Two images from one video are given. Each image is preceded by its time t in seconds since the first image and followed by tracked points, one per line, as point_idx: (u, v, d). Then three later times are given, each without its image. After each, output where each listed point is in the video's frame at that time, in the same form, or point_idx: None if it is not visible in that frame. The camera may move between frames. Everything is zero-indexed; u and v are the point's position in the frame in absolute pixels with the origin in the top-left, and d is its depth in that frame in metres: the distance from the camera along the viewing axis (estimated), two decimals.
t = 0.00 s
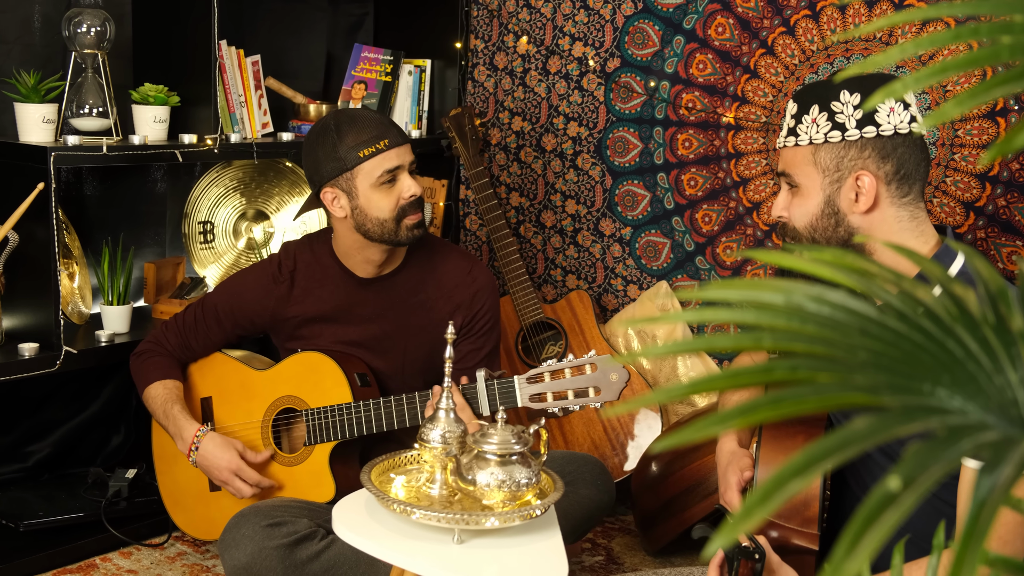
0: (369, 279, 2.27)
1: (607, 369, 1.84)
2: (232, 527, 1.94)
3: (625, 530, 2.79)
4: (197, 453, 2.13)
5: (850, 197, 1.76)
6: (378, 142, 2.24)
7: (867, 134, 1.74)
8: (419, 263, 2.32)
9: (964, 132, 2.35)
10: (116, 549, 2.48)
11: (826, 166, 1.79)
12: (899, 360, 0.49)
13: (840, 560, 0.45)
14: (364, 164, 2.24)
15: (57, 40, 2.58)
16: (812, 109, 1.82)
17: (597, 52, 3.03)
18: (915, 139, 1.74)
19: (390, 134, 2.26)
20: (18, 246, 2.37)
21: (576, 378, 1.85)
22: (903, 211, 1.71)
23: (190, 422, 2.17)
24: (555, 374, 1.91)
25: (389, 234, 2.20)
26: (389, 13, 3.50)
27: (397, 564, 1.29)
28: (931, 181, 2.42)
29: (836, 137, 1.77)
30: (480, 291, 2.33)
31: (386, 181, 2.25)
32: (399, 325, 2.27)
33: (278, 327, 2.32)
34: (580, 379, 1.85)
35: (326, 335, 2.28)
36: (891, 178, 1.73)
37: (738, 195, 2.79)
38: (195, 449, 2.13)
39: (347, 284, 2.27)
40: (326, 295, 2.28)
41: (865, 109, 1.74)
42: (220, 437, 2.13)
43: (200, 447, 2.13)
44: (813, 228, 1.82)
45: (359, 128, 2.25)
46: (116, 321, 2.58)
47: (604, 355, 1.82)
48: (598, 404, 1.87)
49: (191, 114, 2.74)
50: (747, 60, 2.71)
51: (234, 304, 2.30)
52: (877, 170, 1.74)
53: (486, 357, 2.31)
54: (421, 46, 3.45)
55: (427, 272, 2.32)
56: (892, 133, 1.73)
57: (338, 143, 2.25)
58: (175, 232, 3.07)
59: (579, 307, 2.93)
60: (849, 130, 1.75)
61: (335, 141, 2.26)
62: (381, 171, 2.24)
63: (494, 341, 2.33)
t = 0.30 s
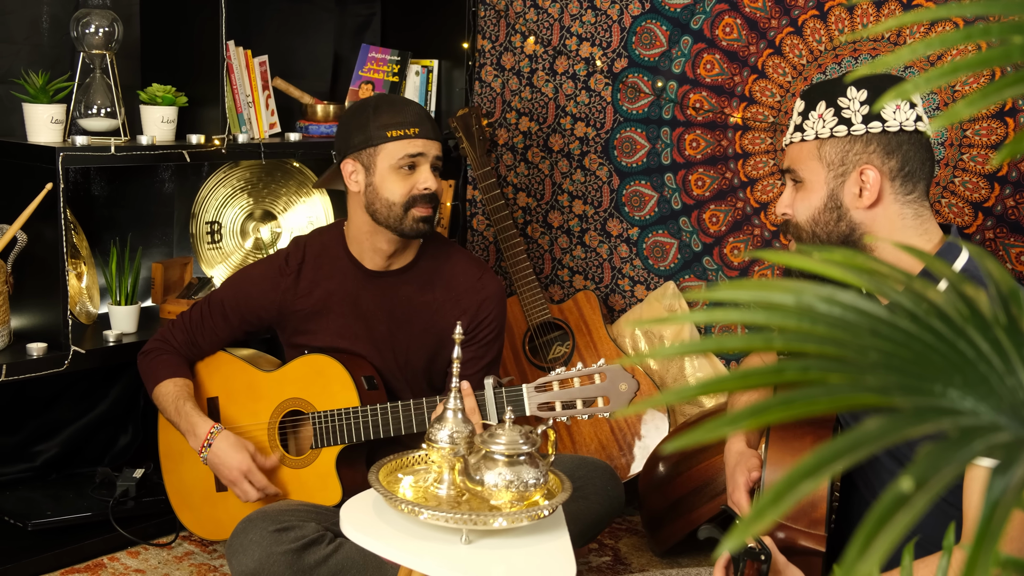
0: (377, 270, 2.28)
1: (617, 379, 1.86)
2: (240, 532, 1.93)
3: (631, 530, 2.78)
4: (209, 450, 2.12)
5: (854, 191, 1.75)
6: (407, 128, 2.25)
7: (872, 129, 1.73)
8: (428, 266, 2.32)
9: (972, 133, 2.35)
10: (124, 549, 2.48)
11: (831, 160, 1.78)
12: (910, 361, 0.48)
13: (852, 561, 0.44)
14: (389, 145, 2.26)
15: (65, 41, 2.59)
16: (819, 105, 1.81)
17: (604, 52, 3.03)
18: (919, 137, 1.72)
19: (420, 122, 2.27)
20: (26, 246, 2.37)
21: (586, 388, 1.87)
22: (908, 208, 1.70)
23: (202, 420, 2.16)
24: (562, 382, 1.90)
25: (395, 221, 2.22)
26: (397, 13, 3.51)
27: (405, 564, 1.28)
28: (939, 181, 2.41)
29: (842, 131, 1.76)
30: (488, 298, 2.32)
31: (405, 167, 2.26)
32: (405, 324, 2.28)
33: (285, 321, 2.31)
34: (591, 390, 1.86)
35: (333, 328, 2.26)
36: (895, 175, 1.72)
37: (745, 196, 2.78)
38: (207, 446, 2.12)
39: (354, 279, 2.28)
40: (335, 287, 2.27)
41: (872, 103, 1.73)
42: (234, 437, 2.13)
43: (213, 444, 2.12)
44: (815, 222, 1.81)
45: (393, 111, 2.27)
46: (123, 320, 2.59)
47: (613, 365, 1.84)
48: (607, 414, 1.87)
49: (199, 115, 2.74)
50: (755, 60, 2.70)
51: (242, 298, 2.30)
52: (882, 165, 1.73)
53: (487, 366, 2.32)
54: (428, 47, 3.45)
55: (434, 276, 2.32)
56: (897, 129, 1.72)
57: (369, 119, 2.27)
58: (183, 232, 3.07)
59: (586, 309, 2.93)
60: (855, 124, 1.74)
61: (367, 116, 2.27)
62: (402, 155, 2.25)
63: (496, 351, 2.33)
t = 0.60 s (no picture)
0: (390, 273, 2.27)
1: (629, 381, 1.87)
2: (248, 527, 1.94)
3: (638, 531, 2.78)
4: (223, 440, 2.12)
5: (861, 194, 1.74)
6: (419, 147, 2.20)
7: (879, 132, 1.72)
8: (440, 271, 2.31)
9: (980, 133, 2.34)
10: (131, 549, 2.49)
11: (837, 164, 1.77)
12: (924, 361, 0.47)
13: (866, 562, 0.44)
14: (400, 159, 2.22)
15: (73, 41, 2.59)
16: (825, 108, 1.80)
17: (611, 53, 3.03)
18: (927, 139, 1.72)
19: (435, 143, 2.20)
20: (34, 246, 2.38)
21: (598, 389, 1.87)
22: (916, 210, 1.69)
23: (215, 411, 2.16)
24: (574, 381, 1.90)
25: (392, 235, 2.19)
26: (405, 12, 3.49)
27: (413, 564, 1.28)
28: (946, 181, 2.39)
29: (848, 134, 1.75)
30: (501, 302, 2.32)
31: (411, 185, 2.22)
32: (418, 325, 2.27)
33: (298, 321, 2.32)
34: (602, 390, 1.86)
35: (345, 327, 2.27)
36: (902, 177, 1.72)
37: (752, 196, 2.78)
38: (222, 436, 2.12)
39: (367, 283, 2.28)
40: (348, 289, 2.28)
41: (877, 105, 1.72)
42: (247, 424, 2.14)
43: (226, 434, 2.12)
44: (823, 227, 1.79)
45: (413, 126, 2.22)
46: (131, 321, 2.59)
47: (625, 368, 1.84)
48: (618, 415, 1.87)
49: (206, 115, 2.75)
50: (762, 60, 2.70)
51: (256, 296, 2.30)
52: (888, 167, 1.72)
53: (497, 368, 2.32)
54: (435, 47, 3.44)
55: (448, 279, 2.31)
56: (904, 131, 1.72)
57: (387, 130, 2.24)
58: (190, 232, 3.08)
59: (592, 308, 2.91)
60: (861, 127, 1.73)
61: (387, 126, 2.24)
62: (408, 173, 2.21)
63: (506, 354, 2.33)
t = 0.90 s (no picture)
0: (405, 272, 2.28)
1: (640, 385, 1.84)
2: (257, 526, 1.94)
3: (646, 532, 2.77)
4: (228, 439, 2.12)
5: (871, 197, 1.72)
6: (445, 148, 2.19)
7: (887, 135, 1.72)
8: (456, 272, 2.32)
9: (989, 134, 2.32)
10: (139, 549, 2.49)
11: (846, 167, 1.77)
12: (943, 363, 0.45)
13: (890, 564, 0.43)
14: (424, 159, 2.22)
15: (81, 42, 2.60)
16: (834, 110, 1.80)
17: (618, 53, 3.02)
18: (936, 142, 1.71)
19: (462, 147, 2.19)
20: (43, 246, 2.38)
21: (608, 392, 1.85)
22: (925, 213, 1.68)
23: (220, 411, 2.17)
24: (584, 382, 1.90)
25: (410, 233, 2.19)
26: (411, 13, 3.50)
27: (422, 564, 1.28)
28: (956, 182, 2.38)
29: (857, 137, 1.74)
30: (513, 305, 2.32)
31: (433, 186, 2.22)
32: (429, 327, 2.27)
33: (310, 319, 2.31)
34: (613, 393, 1.85)
35: (357, 326, 2.26)
36: (912, 180, 1.70)
37: (760, 196, 2.77)
38: (227, 436, 2.12)
39: (381, 282, 2.28)
40: (362, 287, 2.28)
41: (887, 108, 1.71)
42: (250, 420, 2.13)
43: (230, 433, 2.12)
44: (832, 229, 1.79)
45: (441, 128, 2.21)
46: (139, 321, 2.59)
47: (637, 371, 1.83)
48: (628, 417, 1.87)
49: (213, 116, 2.75)
50: (770, 61, 2.69)
51: (268, 295, 2.29)
52: (897, 171, 1.71)
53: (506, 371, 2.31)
54: (442, 48, 3.44)
55: (462, 282, 2.32)
56: (913, 134, 1.71)
57: (415, 128, 2.23)
58: (197, 232, 3.08)
59: (599, 308, 2.90)
60: (870, 130, 1.73)
61: (415, 126, 2.24)
62: (431, 174, 2.21)
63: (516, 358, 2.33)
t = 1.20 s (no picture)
0: (413, 274, 2.27)
1: (650, 384, 1.84)
2: (265, 525, 1.95)
3: (652, 533, 2.76)
4: (240, 437, 2.11)
5: (885, 194, 1.71)
6: (450, 148, 2.19)
7: (898, 132, 1.71)
8: (462, 273, 2.32)
9: (997, 134, 2.31)
10: (146, 549, 2.49)
11: (858, 165, 1.75)
12: (961, 364, 0.43)
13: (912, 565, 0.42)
14: (430, 161, 2.21)
15: (88, 42, 2.60)
16: (840, 112, 1.78)
17: (624, 54, 3.01)
18: (942, 138, 1.72)
19: (466, 147, 2.19)
20: (50, 246, 2.38)
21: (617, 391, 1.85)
22: (937, 210, 1.68)
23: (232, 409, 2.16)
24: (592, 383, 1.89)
25: (419, 237, 2.18)
26: (417, 14, 3.50)
27: (430, 565, 1.27)
28: (963, 182, 2.37)
29: (868, 135, 1.73)
30: (520, 304, 2.32)
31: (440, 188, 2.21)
32: (439, 328, 2.27)
33: (317, 318, 2.30)
34: (621, 392, 1.85)
35: (365, 327, 2.26)
36: (925, 176, 1.70)
37: (767, 197, 2.76)
38: (239, 433, 2.12)
39: (390, 280, 2.28)
40: (369, 287, 2.27)
41: (896, 105, 1.71)
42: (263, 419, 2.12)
43: (242, 431, 2.11)
44: (848, 227, 1.76)
45: (444, 129, 2.20)
46: (145, 321, 2.59)
47: (646, 371, 1.82)
48: (638, 417, 1.86)
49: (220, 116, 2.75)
50: (776, 61, 2.68)
51: (277, 293, 2.29)
52: (911, 166, 1.71)
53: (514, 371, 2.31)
54: (447, 48, 3.44)
55: (469, 283, 2.32)
56: (923, 131, 1.71)
57: (418, 132, 2.23)
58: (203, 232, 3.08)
59: (605, 308, 2.90)
60: (882, 127, 1.72)
61: (418, 129, 2.24)
62: (438, 175, 2.20)
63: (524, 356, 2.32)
